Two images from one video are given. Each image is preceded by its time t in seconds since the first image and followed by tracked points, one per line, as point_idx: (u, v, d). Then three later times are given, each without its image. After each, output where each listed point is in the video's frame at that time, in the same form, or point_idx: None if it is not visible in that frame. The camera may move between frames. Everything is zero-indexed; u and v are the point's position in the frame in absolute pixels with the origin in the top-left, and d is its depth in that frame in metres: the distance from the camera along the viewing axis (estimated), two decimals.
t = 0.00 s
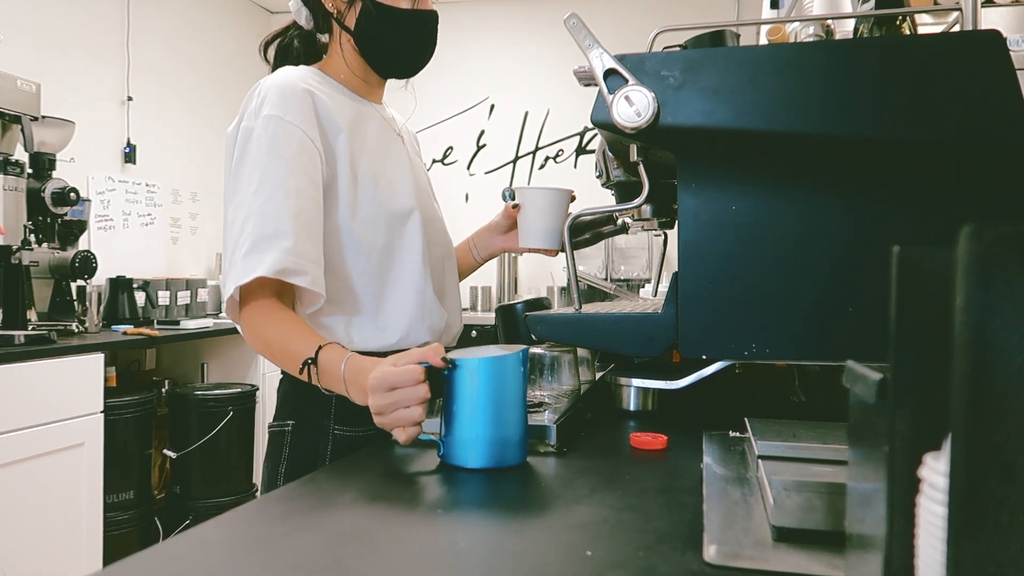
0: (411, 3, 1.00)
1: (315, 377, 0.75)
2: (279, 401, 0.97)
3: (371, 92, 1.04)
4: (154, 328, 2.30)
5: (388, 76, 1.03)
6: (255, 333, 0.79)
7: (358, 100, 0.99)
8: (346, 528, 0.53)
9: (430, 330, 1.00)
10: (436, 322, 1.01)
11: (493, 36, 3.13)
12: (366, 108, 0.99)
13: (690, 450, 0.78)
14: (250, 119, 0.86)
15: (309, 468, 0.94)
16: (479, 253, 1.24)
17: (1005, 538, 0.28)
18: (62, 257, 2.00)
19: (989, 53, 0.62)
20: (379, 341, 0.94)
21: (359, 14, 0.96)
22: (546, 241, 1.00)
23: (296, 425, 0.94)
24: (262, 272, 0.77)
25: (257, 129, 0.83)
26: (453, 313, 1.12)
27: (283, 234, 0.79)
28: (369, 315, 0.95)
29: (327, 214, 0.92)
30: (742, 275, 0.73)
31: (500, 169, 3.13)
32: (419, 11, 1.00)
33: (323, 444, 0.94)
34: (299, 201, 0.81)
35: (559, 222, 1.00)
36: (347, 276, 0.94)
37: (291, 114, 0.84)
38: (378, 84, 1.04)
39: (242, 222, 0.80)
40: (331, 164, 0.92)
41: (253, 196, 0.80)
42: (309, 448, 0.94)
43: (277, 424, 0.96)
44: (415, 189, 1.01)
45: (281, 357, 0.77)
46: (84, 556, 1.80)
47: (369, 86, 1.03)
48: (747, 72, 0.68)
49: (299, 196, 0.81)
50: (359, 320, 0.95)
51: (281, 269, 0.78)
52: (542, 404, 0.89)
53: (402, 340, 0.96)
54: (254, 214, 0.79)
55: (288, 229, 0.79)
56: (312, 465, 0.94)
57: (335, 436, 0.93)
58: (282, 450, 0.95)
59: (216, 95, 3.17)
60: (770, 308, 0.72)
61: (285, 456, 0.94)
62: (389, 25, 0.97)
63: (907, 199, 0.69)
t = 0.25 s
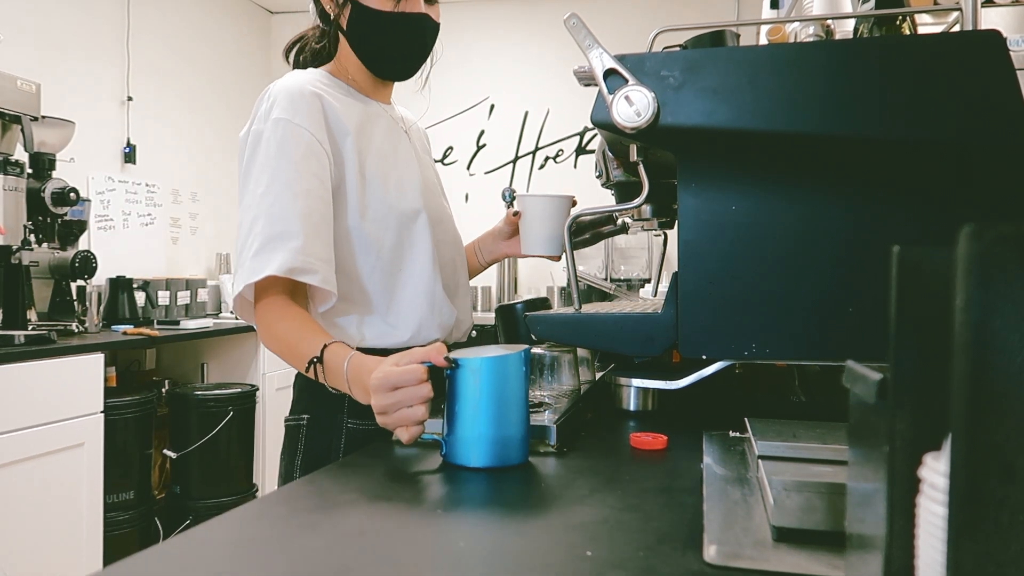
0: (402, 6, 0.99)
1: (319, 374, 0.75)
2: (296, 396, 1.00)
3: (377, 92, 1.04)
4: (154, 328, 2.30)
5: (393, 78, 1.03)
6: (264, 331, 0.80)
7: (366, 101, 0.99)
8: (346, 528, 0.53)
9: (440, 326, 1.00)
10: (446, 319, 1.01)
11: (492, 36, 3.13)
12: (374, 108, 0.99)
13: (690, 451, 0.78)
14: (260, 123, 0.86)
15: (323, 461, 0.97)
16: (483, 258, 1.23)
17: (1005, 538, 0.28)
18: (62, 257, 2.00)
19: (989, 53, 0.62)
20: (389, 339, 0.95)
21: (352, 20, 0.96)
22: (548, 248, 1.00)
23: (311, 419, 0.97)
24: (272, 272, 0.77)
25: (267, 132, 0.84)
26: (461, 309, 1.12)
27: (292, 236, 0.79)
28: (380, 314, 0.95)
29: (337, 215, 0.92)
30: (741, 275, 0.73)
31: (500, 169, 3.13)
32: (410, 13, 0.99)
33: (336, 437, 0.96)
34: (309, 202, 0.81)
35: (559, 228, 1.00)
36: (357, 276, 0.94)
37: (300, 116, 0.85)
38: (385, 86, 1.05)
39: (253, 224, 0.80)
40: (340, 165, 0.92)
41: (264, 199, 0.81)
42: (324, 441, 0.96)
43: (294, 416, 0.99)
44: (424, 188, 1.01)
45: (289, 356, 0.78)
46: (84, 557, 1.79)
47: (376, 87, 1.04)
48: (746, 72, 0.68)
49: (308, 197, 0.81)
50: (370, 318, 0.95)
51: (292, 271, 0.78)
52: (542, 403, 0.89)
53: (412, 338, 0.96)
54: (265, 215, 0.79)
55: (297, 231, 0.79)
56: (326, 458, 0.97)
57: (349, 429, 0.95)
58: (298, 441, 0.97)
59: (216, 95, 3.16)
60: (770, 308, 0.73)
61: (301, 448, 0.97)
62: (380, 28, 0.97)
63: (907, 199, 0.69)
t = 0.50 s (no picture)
0: (402, 9, 0.98)
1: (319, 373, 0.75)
2: (300, 392, 1.00)
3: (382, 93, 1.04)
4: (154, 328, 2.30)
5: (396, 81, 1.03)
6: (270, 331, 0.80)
7: (370, 102, 0.99)
8: (346, 528, 0.53)
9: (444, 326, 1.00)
10: (448, 319, 1.01)
11: (492, 36, 3.13)
12: (379, 110, 0.99)
13: (690, 451, 0.78)
14: (264, 124, 0.86)
15: (327, 458, 0.96)
16: (484, 261, 1.23)
17: (1005, 538, 0.28)
18: (62, 257, 2.00)
19: (989, 53, 0.62)
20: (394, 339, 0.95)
21: (354, 23, 0.97)
22: (547, 251, 1.00)
23: (316, 415, 0.97)
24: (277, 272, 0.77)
25: (271, 134, 0.84)
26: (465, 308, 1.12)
27: (295, 237, 0.79)
28: (383, 313, 0.96)
29: (340, 215, 0.92)
30: (742, 275, 0.73)
31: (500, 169, 3.13)
32: (409, 16, 0.98)
33: (339, 435, 0.96)
34: (312, 203, 0.81)
35: (559, 232, 0.99)
36: (361, 276, 0.95)
37: (304, 118, 0.85)
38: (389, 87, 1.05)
39: (257, 225, 0.80)
40: (343, 166, 0.92)
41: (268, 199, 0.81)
42: (328, 439, 0.96)
43: (298, 414, 0.99)
44: (427, 189, 1.01)
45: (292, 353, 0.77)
46: (84, 557, 1.79)
47: (382, 88, 1.04)
48: (747, 72, 0.68)
49: (311, 198, 0.81)
50: (374, 318, 0.95)
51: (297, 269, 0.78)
52: (542, 404, 0.89)
53: (419, 336, 0.96)
54: (268, 216, 0.80)
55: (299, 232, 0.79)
56: (329, 455, 0.96)
57: (353, 427, 0.96)
58: (302, 440, 0.97)
59: (216, 95, 3.16)
60: (770, 308, 0.73)
61: (305, 444, 0.97)
62: (380, 32, 0.96)
63: (906, 199, 0.69)
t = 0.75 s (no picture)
0: (410, 13, 0.97)
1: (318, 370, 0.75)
2: (303, 391, 1.00)
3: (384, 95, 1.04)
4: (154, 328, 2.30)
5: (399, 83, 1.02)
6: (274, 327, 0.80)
7: (372, 103, 0.99)
8: (346, 528, 0.53)
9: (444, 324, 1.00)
10: (449, 317, 1.02)
11: (492, 36, 3.13)
12: (381, 110, 0.99)
13: (690, 451, 0.78)
14: (267, 124, 0.86)
15: (329, 457, 0.96)
16: (485, 263, 1.23)
17: (1005, 538, 0.28)
18: (62, 257, 2.00)
19: (989, 53, 0.62)
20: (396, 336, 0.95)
21: (359, 27, 0.96)
22: (546, 254, 1.00)
23: (317, 414, 0.97)
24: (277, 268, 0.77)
25: (274, 133, 0.84)
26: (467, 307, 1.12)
27: (296, 232, 0.79)
28: (385, 312, 0.96)
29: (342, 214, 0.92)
30: (742, 275, 0.73)
31: (500, 169, 3.13)
32: (416, 20, 0.97)
33: (341, 433, 0.96)
34: (314, 202, 0.81)
35: (559, 234, 0.99)
36: (363, 274, 0.95)
37: (306, 117, 0.85)
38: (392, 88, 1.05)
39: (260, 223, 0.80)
40: (346, 166, 0.92)
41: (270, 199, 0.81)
42: (330, 437, 0.96)
43: (301, 412, 0.99)
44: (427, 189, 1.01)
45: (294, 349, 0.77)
46: (84, 557, 1.79)
47: (384, 90, 1.04)
48: (746, 72, 0.68)
49: (313, 196, 0.81)
50: (376, 316, 0.95)
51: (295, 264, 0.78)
52: (542, 404, 0.89)
53: (418, 333, 0.96)
54: (272, 214, 0.79)
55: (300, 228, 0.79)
56: (332, 455, 0.96)
57: (354, 425, 0.96)
58: (304, 438, 0.97)
59: (216, 95, 3.16)
60: (770, 308, 0.73)
61: (307, 443, 0.97)
62: (385, 35, 0.96)
63: (906, 199, 0.69)
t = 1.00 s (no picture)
0: (421, 18, 0.97)
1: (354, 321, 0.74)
2: (299, 389, 1.00)
3: (385, 95, 1.04)
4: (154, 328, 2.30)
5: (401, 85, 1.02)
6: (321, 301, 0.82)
7: (375, 104, 0.99)
8: (346, 528, 0.53)
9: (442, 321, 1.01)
10: (445, 316, 1.02)
11: (492, 36, 3.13)
12: (381, 110, 1.00)
13: (690, 451, 0.78)
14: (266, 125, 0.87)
15: (323, 457, 0.96)
16: (484, 261, 1.23)
17: (1006, 538, 0.28)
18: (62, 258, 2.00)
19: (989, 53, 0.62)
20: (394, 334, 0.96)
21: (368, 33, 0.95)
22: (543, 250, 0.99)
23: (313, 412, 0.97)
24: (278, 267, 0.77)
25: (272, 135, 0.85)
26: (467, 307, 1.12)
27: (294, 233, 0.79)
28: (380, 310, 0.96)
29: (340, 213, 0.93)
30: (742, 274, 0.73)
31: (500, 169, 3.13)
32: (427, 26, 0.97)
33: (336, 430, 0.96)
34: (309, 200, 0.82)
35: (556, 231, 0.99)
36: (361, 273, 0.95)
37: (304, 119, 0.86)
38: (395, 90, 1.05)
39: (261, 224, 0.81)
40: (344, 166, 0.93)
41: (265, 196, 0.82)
42: (324, 434, 0.96)
43: (297, 411, 0.99)
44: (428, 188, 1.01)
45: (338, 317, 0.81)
46: (84, 557, 1.79)
47: (386, 92, 1.04)
48: (746, 72, 0.68)
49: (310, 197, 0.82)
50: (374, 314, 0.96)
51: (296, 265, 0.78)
52: (542, 404, 0.89)
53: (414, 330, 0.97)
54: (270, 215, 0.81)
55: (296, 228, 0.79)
56: (324, 455, 0.96)
57: (349, 423, 0.96)
58: (301, 436, 0.97)
59: (216, 95, 3.16)
60: (770, 308, 0.73)
61: (303, 441, 0.97)
62: (398, 40, 0.96)
63: (906, 199, 0.69)
